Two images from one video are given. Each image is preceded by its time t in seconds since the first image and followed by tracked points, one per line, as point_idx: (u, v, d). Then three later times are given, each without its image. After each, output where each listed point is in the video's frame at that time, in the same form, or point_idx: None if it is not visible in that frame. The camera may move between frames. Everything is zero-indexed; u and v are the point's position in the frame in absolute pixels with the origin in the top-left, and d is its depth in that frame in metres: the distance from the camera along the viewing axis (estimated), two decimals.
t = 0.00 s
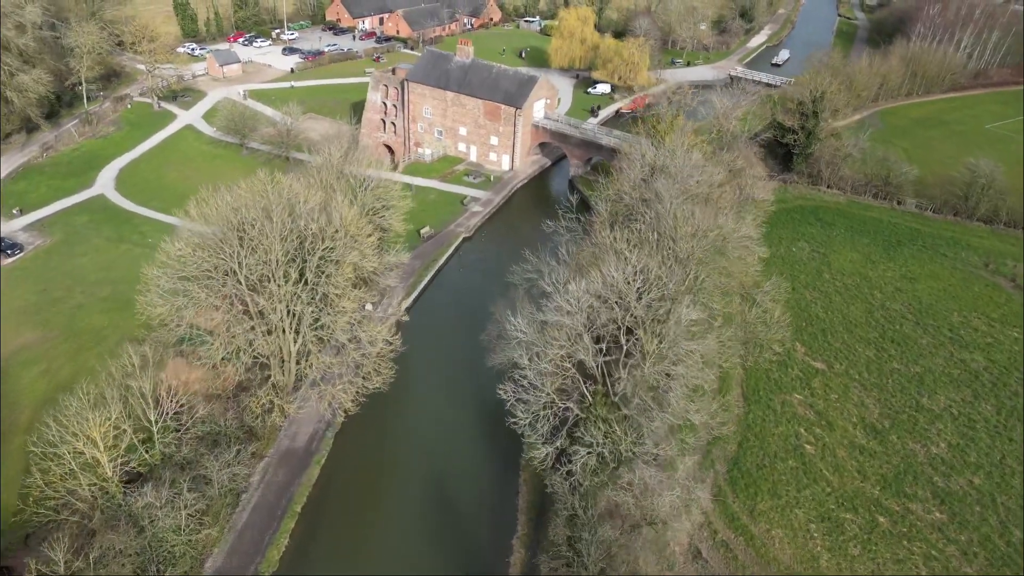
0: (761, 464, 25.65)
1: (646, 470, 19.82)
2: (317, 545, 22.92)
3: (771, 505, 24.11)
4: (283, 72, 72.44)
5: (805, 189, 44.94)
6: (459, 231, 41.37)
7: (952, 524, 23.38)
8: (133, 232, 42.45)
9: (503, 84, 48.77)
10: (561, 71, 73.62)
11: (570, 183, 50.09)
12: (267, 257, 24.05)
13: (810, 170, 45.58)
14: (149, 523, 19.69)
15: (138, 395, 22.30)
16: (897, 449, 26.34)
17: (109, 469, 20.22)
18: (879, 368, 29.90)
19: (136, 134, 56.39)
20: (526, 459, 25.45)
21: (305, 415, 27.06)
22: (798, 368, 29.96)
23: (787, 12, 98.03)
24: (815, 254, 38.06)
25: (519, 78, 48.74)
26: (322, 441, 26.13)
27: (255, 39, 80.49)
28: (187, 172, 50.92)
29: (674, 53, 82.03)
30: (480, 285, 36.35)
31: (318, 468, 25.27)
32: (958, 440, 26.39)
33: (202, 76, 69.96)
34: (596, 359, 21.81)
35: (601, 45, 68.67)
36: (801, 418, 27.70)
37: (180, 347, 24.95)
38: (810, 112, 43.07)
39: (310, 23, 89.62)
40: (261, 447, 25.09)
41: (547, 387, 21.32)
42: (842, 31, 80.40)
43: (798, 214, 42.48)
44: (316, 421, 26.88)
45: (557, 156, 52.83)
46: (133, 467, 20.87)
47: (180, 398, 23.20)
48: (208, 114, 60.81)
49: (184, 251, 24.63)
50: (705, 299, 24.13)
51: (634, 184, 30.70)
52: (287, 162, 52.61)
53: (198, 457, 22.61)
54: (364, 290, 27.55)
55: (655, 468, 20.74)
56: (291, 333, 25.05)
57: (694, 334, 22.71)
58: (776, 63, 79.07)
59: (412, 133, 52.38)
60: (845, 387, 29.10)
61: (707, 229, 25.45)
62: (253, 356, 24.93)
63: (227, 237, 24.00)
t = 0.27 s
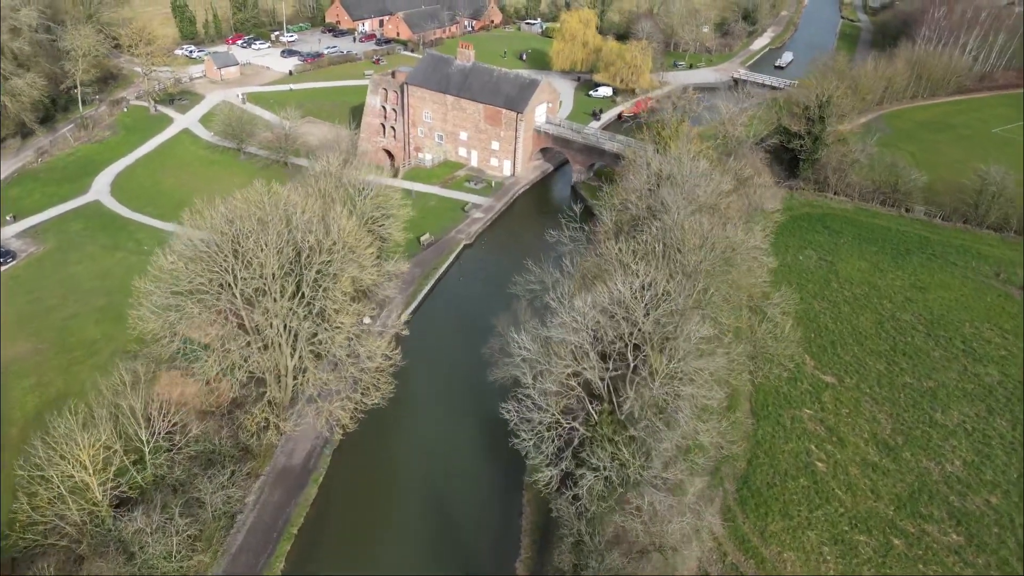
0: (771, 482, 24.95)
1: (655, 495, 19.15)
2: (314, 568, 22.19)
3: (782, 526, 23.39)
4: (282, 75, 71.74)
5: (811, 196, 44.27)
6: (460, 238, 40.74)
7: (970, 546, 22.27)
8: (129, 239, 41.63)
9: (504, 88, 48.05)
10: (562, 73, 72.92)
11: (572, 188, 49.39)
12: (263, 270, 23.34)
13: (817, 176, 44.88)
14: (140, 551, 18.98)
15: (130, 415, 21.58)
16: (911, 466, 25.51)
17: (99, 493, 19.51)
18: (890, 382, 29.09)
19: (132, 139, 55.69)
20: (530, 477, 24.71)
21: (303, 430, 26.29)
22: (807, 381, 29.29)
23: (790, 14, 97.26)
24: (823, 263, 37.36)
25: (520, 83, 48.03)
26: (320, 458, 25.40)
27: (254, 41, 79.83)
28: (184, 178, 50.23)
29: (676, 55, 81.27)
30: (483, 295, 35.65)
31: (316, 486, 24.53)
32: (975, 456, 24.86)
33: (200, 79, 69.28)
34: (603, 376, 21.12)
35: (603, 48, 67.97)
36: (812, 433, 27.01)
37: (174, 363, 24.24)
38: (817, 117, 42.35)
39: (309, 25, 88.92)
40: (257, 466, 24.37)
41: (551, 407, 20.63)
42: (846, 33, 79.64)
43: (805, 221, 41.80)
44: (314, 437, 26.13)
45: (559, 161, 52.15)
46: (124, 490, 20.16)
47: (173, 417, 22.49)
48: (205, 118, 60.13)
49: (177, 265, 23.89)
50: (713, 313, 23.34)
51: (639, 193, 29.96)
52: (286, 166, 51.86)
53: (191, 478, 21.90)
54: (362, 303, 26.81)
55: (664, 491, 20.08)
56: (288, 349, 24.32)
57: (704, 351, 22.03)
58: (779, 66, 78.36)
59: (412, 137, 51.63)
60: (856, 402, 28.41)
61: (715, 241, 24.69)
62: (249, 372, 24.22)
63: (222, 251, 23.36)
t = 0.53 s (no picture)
0: (782, 502, 24.18)
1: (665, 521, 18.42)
2: None
3: (795, 548, 22.60)
4: (280, 77, 71.04)
5: (817, 203, 43.50)
6: (461, 246, 40.07)
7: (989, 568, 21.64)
8: (123, 247, 40.93)
9: (505, 92, 47.41)
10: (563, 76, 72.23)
11: (574, 194, 48.69)
12: (259, 284, 22.65)
13: (823, 182, 44.14)
14: None
15: (120, 434, 20.79)
16: (925, 484, 24.86)
17: (89, 518, 18.75)
18: (902, 396, 28.49)
19: (129, 142, 54.94)
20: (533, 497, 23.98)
21: (299, 448, 25.46)
22: (817, 395, 28.62)
23: (792, 16, 96.64)
24: (831, 271, 36.64)
25: (522, 87, 47.35)
26: (317, 477, 24.61)
27: (252, 43, 79.12)
28: (181, 183, 49.50)
29: (679, 58, 80.61)
30: (484, 304, 34.98)
31: (313, 507, 23.73)
32: (989, 476, 24.58)
33: (198, 82, 68.57)
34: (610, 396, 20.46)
35: (604, 50, 67.32)
36: (823, 450, 26.28)
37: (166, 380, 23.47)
38: (824, 122, 41.64)
39: (308, 27, 88.19)
40: (252, 486, 23.57)
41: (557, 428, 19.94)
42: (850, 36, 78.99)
43: (812, 228, 41.13)
44: (310, 455, 25.31)
45: (561, 166, 51.45)
46: (114, 514, 19.40)
47: (166, 436, 21.72)
48: (202, 122, 59.46)
49: (170, 278, 23.14)
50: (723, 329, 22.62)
51: (645, 202, 29.26)
52: (283, 171, 51.13)
53: (184, 499, 21.14)
54: (361, 317, 26.09)
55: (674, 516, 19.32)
56: (284, 365, 23.60)
57: (714, 369, 21.32)
58: (782, 69, 77.70)
59: (412, 142, 50.96)
60: (866, 416, 27.74)
61: (723, 254, 23.99)
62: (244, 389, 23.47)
63: (216, 265, 22.72)
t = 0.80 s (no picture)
0: (793, 522, 23.48)
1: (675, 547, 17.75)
2: None
3: (807, 570, 21.93)
4: (279, 80, 70.41)
5: (824, 208, 42.80)
6: (461, 253, 39.49)
7: None
8: (117, 254, 39.90)
9: (507, 96, 46.74)
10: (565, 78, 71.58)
11: (576, 199, 48.03)
12: (255, 298, 21.99)
13: (830, 187, 43.48)
14: None
15: (111, 454, 20.13)
16: (938, 501, 24.21)
17: (78, 543, 18.22)
18: (913, 410, 27.73)
19: (126, 146, 54.31)
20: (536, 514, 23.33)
21: (296, 465, 24.72)
22: (826, 408, 27.97)
23: (795, 17, 95.90)
24: (838, 279, 35.95)
25: (523, 91, 46.71)
26: (315, 495, 23.89)
27: (251, 45, 78.51)
28: (178, 188, 48.88)
29: (681, 59, 79.91)
30: (487, 315, 34.39)
31: (311, 526, 22.97)
32: (1005, 492, 24.03)
33: (196, 85, 67.95)
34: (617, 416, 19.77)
35: (606, 52, 66.67)
36: (834, 466, 25.61)
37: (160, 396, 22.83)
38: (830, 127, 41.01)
39: (308, 28, 87.52)
40: (247, 505, 22.89)
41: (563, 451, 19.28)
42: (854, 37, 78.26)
43: (819, 235, 40.54)
44: (307, 472, 24.58)
45: (563, 171, 50.82)
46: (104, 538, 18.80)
47: (158, 455, 21.07)
48: (200, 126, 58.86)
49: (164, 292, 22.45)
50: (732, 343, 21.91)
51: (649, 211, 28.63)
52: (282, 176, 50.44)
53: (177, 521, 20.50)
54: (359, 329, 25.43)
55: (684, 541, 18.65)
56: (281, 381, 22.94)
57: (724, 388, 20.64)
58: (785, 70, 77.02)
59: (412, 146, 50.24)
60: (877, 430, 27.11)
61: (732, 265, 23.34)
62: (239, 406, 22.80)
63: (211, 278, 22.07)
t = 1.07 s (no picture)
0: (805, 543, 22.87)
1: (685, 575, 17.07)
2: None
3: None
4: (279, 82, 69.79)
5: (831, 215, 42.15)
6: (462, 261, 38.88)
7: None
8: (114, 261, 38.46)
9: (508, 101, 46.13)
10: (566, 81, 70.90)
11: (579, 205, 47.34)
12: (252, 313, 21.37)
13: (837, 194, 42.82)
14: None
15: (102, 475, 19.42)
16: (956, 520, 22.59)
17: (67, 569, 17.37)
18: (926, 424, 26.51)
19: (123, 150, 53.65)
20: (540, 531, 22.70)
21: (293, 483, 23.87)
22: (837, 422, 27.39)
23: (798, 19, 95.34)
24: (847, 288, 35.36)
25: (525, 95, 46.10)
26: (313, 513, 23.10)
27: (250, 47, 77.93)
28: (175, 193, 48.19)
29: (684, 61, 79.21)
30: (489, 325, 33.70)
31: (309, 546, 22.15)
32: None
33: (194, 87, 67.32)
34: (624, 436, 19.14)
35: (608, 55, 66.08)
36: (846, 483, 25.06)
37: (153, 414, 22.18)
38: (837, 132, 40.38)
39: (307, 30, 86.98)
40: (243, 526, 22.15)
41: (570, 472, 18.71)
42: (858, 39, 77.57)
43: (827, 242, 39.98)
44: (304, 490, 23.72)
45: (565, 176, 50.16)
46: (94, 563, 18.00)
47: (151, 476, 20.38)
48: (198, 129, 58.28)
49: (158, 305, 21.75)
50: (742, 360, 21.31)
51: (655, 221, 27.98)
52: (281, 181, 49.76)
53: (171, 544, 19.79)
54: (359, 343, 24.77)
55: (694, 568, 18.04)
56: (278, 397, 22.28)
57: (738, 408, 19.91)
58: (789, 73, 76.35)
59: (412, 150, 49.60)
60: (889, 445, 26.41)
61: (741, 278, 22.73)
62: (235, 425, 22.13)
63: (206, 291, 21.45)
